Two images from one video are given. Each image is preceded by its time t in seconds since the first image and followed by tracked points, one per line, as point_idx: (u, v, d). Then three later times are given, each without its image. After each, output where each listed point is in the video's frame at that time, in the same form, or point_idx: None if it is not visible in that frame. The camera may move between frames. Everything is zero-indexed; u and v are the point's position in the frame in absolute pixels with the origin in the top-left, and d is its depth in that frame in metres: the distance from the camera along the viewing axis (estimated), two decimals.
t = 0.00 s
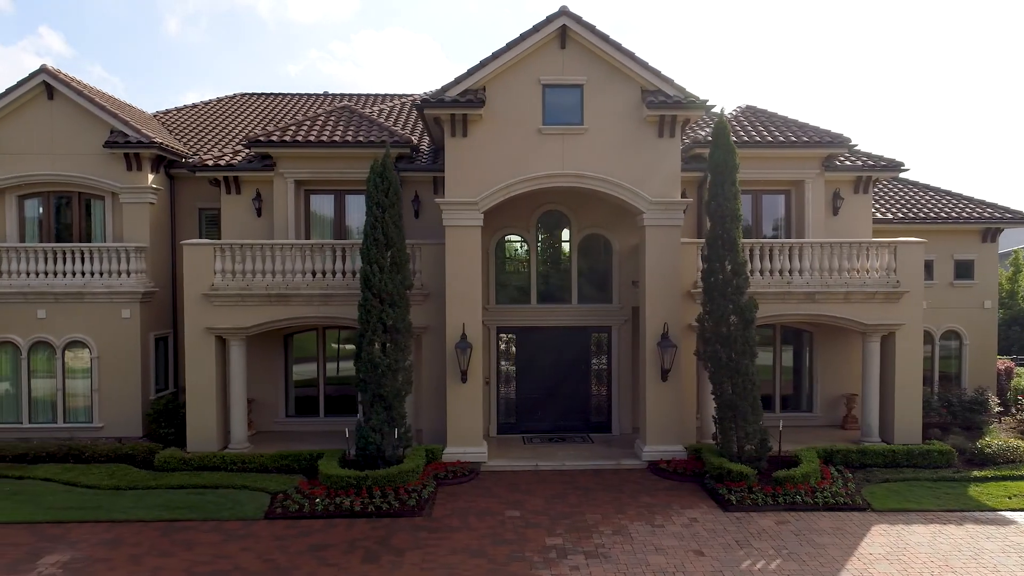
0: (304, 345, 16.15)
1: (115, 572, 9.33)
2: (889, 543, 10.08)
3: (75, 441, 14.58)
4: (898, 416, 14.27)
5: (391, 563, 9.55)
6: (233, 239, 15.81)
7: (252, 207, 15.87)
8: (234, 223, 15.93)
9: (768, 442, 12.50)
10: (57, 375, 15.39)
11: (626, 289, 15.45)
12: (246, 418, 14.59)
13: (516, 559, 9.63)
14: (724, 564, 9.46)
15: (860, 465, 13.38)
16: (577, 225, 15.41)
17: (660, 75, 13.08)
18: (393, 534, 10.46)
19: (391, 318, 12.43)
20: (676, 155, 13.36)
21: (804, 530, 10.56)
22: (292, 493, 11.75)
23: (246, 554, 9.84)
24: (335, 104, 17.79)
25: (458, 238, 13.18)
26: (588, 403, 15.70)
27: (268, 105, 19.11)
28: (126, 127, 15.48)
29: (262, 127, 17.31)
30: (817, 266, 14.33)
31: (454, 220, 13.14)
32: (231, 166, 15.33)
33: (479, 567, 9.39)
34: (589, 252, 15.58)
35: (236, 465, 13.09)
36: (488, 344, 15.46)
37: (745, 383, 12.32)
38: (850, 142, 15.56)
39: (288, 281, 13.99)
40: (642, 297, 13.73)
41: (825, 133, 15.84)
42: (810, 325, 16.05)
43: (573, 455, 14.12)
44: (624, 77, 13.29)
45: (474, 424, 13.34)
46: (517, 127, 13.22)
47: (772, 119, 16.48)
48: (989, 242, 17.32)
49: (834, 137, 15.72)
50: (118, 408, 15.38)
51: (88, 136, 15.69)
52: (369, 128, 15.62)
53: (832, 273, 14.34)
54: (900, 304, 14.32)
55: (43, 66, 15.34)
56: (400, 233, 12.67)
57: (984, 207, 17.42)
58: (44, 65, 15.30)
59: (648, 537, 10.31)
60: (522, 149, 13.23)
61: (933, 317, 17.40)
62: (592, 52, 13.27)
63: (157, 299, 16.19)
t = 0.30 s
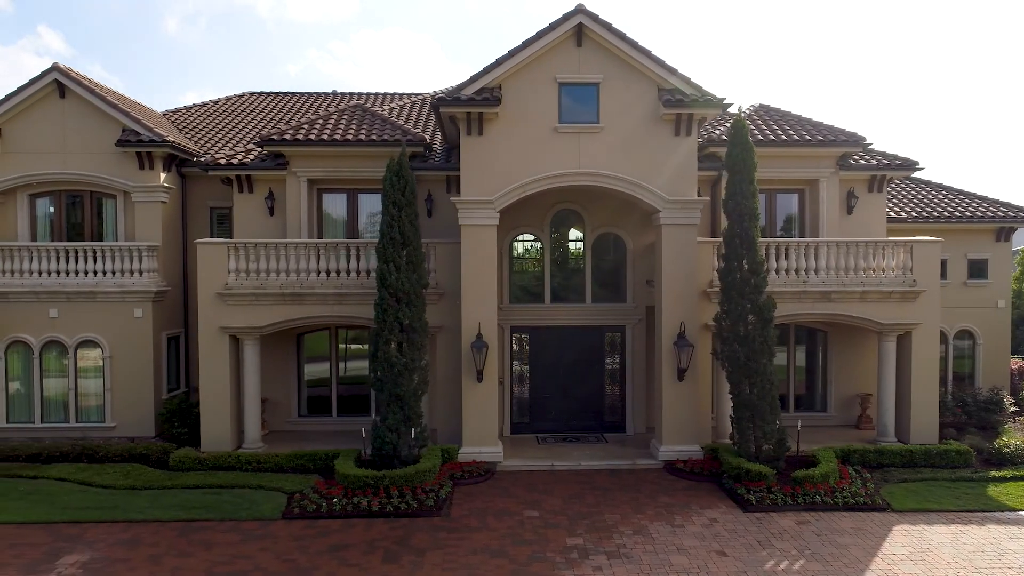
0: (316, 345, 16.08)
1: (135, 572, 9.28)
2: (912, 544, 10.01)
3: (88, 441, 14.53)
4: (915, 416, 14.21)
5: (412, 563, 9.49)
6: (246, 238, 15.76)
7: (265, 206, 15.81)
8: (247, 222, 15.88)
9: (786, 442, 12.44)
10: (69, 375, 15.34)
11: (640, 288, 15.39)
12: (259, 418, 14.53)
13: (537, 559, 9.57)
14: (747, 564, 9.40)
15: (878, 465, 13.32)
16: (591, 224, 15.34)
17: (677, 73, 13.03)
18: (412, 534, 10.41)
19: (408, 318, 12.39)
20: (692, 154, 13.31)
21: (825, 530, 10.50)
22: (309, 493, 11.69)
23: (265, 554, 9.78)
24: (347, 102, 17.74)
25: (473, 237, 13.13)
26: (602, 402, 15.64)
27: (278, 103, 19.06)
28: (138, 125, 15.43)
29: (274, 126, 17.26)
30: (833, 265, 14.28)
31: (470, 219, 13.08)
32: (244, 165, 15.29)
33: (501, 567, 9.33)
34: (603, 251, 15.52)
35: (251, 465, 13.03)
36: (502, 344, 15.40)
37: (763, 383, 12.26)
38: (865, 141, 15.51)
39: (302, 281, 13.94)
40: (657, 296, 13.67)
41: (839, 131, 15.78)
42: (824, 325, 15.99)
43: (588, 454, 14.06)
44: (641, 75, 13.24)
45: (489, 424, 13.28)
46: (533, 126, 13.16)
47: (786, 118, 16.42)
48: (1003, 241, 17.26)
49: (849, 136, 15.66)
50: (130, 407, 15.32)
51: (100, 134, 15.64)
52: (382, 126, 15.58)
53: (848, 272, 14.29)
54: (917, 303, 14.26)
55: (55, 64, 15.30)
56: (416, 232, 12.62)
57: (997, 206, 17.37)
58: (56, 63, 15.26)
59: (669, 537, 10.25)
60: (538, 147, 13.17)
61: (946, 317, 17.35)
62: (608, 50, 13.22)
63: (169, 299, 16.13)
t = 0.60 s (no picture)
0: (329, 345, 16.03)
1: (157, 572, 9.23)
2: (936, 544, 9.96)
3: (102, 441, 14.48)
4: (931, 415, 14.17)
5: (435, 563, 9.44)
6: (259, 237, 15.70)
7: (278, 205, 15.76)
8: (260, 221, 15.82)
9: (805, 442, 12.39)
10: (82, 375, 15.28)
11: (655, 287, 15.34)
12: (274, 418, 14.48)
13: (561, 559, 9.53)
14: (772, 565, 9.35)
15: (896, 465, 13.27)
16: (606, 223, 15.29)
17: (694, 72, 12.99)
18: (433, 534, 10.36)
19: (425, 317, 12.35)
20: (709, 152, 13.27)
21: (848, 531, 10.46)
22: (327, 493, 11.64)
23: (287, 555, 9.73)
24: (358, 101, 17.68)
25: (490, 236, 13.08)
26: (616, 402, 15.58)
27: (289, 102, 19.02)
28: (151, 124, 15.39)
29: (286, 124, 17.21)
30: (850, 264, 14.23)
31: (487, 218, 13.03)
32: (258, 163, 15.22)
33: (525, 568, 9.28)
34: (618, 250, 15.47)
35: (267, 465, 12.98)
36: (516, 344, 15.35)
37: (781, 383, 12.22)
38: (880, 139, 15.45)
39: (317, 280, 13.88)
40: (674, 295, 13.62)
41: (854, 130, 15.73)
42: (839, 324, 15.94)
43: (604, 454, 14.01)
44: (658, 73, 13.19)
45: (506, 424, 13.24)
46: (550, 124, 13.11)
47: (800, 117, 16.37)
48: (1017, 240, 17.20)
49: (864, 135, 15.61)
50: (143, 407, 15.27)
51: (113, 133, 15.58)
52: (395, 125, 15.53)
53: (864, 271, 14.25)
54: (933, 302, 14.21)
55: (68, 62, 15.25)
56: (433, 231, 12.56)
57: (1011, 206, 17.32)
58: (69, 61, 15.20)
59: (692, 537, 10.20)
60: (555, 146, 13.12)
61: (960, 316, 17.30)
62: (625, 49, 13.16)
63: (182, 298, 16.08)
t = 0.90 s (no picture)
0: (342, 344, 15.97)
1: (180, 572, 9.19)
2: (960, 544, 9.92)
3: (116, 441, 14.43)
4: (948, 415, 14.12)
5: (458, 563, 9.40)
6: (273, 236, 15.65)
7: (292, 204, 15.72)
8: (274, 220, 15.76)
9: (824, 441, 12.34)
10: (95, 374, 15.23)
11: (670, 286, 15.31)
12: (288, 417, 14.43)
13: (585, 560, 9.48)
14: (798, 565, 9.31)
15: (914, 465, 13.22)
16: (621, 221, 15.26)
17: (712, 70, 12.93)
18: (455, 534, 10.32)
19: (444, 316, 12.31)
20: (727, 151, 13.23)
21: (871, 530, 10.41)
22: (346, 493, 11.59)
23: (309, 555, 9.69)
24: (371, 99, 17.65)
25: (507, 235, 13.04)
26: (631, 402, 15.53)
27: (300, 101, 18.98)
28: (165, 123, 15.34)
29: (298, 123, 17.16)
30: (867, 263, 14.20)
31: (504, 217, 12.99)
32: (272, 162, 15.16)
33: (549, 568, 9.24)
34: (633, 249, 15.44)
35: (283, 465, 12.93)
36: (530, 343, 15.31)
37: (801, 382, 12.18)
38: (895, 138, 15.42)
39: (333, 279, 13.84)
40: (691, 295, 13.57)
41: (869, 129, 15.69)
42: (854, 323, 15.90)
43: (620, 454, 13.96)
44: (675, 72, 13.14)
45: (523, 424, 13.19)
46: (568, 123, 13.07)
47: (815, 116, 16.33)
48: None
49: (879, 134, 15.57)
50: (157, 407, 15.22)
51: (126, 132, 15.54)
52: (410, 124, 15.50)
53: (881, 270, 14.21)
54: (950, 302, 14.18)
55: (81, 61, 15.21)
56: (451, 230, 12.50)
57: None
58: (83, 60, 15.16)
59: (715, 537, 10.16)
60: (572, 145, 13.08)
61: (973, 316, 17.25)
62: (643, 47, 13.12)
63: (195, 297, 16.03)
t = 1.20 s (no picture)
0: (357, 343, 15.94)
1: (204, 572, 9.16)
2: (985, 544, 9.88)
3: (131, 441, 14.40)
4: (966, 415, 14.08)
5: (484, 563, 9.37)
6: (288, 235, 15.63)
7: (307, 203, 15.68)
8: (288, 219, 15.72)
9: (845, 441, 12.31)
10: (110, 373, 15.20)
11: (686, 285, 15.31)
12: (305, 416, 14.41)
13: (610, 560, 9.46)
14: (824, 565, 9.28)
15: (933, 464, 13.18)
16: (637, 221, 15.25)
17: (731, 68, 12.89)
18: (478, 534, 10.28)
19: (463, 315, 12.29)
20: (745, 150, 13.20)
21: (895, 530, 10.37)
22: (366, 493, 11.54)
23: (333, 555, 9.65)
24: (384, 98, 17.61)
25: (525, 234, 13.02)
26: (646, 402, 15.48)
27: (312, 100, 18.95)
28: (179, 122, 15.30)
29: (312, 123, 17.13)
30: (884, 263, 14.17)
31: (523, 216, 12.96)
32: (287, 161, 15.11)
33: (575, 568, 9.21)
34: (648, 248, 15.44)
35: (301, 465, 12.89)
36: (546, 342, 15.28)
37: (821, 382, 12.14)
38: (912, 137, 15.38)
39: (350, 278, 13.82)
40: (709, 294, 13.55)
41: (886, 128, 15.65)
42: (870, 323, 15.85)
43: (638, 454, 13.92)
44: (693, 70, 13.11)
45: (541, 423, 13.15)
46: (586, 122, 13.04)
47: (830, 114, 16.30)
48: None
49: (896, 133, 15.53)
50: (172, 406, 15.20)
51: (140, 130, 15.51)
52: (425, 122, 15.48)
53: (898, 269, 14.19)
54: (968, 301, 14.14)
55: (95, 59, 15.18)
56: (470, 229, 12.47)
57: None
58: (97, 59, 15.12)
59: (739, 537, 10.13)
60: (590, 143, 13.05)
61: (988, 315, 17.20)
62: (661, 46, 13.09)
63: (209, 296, 16.00)
